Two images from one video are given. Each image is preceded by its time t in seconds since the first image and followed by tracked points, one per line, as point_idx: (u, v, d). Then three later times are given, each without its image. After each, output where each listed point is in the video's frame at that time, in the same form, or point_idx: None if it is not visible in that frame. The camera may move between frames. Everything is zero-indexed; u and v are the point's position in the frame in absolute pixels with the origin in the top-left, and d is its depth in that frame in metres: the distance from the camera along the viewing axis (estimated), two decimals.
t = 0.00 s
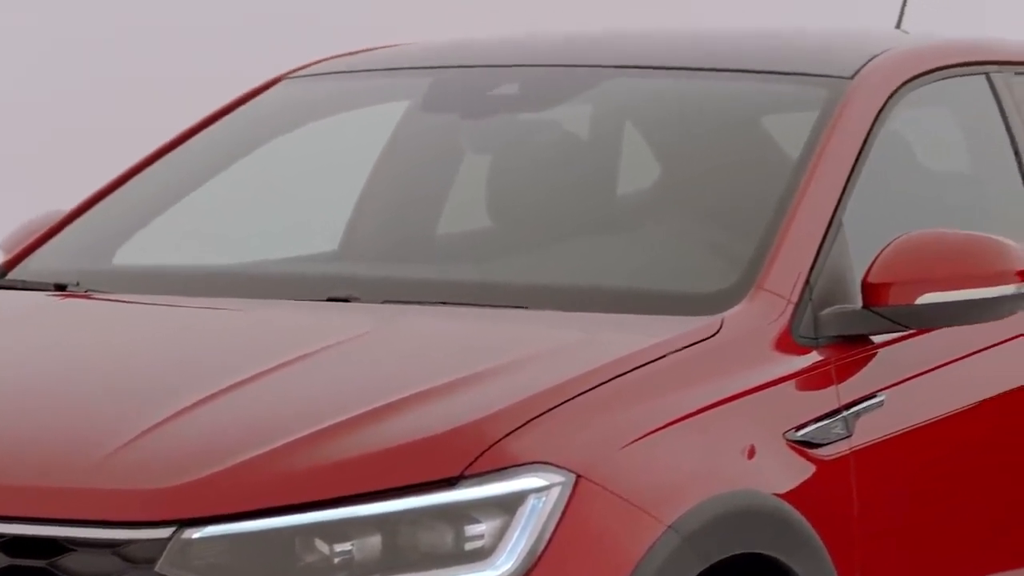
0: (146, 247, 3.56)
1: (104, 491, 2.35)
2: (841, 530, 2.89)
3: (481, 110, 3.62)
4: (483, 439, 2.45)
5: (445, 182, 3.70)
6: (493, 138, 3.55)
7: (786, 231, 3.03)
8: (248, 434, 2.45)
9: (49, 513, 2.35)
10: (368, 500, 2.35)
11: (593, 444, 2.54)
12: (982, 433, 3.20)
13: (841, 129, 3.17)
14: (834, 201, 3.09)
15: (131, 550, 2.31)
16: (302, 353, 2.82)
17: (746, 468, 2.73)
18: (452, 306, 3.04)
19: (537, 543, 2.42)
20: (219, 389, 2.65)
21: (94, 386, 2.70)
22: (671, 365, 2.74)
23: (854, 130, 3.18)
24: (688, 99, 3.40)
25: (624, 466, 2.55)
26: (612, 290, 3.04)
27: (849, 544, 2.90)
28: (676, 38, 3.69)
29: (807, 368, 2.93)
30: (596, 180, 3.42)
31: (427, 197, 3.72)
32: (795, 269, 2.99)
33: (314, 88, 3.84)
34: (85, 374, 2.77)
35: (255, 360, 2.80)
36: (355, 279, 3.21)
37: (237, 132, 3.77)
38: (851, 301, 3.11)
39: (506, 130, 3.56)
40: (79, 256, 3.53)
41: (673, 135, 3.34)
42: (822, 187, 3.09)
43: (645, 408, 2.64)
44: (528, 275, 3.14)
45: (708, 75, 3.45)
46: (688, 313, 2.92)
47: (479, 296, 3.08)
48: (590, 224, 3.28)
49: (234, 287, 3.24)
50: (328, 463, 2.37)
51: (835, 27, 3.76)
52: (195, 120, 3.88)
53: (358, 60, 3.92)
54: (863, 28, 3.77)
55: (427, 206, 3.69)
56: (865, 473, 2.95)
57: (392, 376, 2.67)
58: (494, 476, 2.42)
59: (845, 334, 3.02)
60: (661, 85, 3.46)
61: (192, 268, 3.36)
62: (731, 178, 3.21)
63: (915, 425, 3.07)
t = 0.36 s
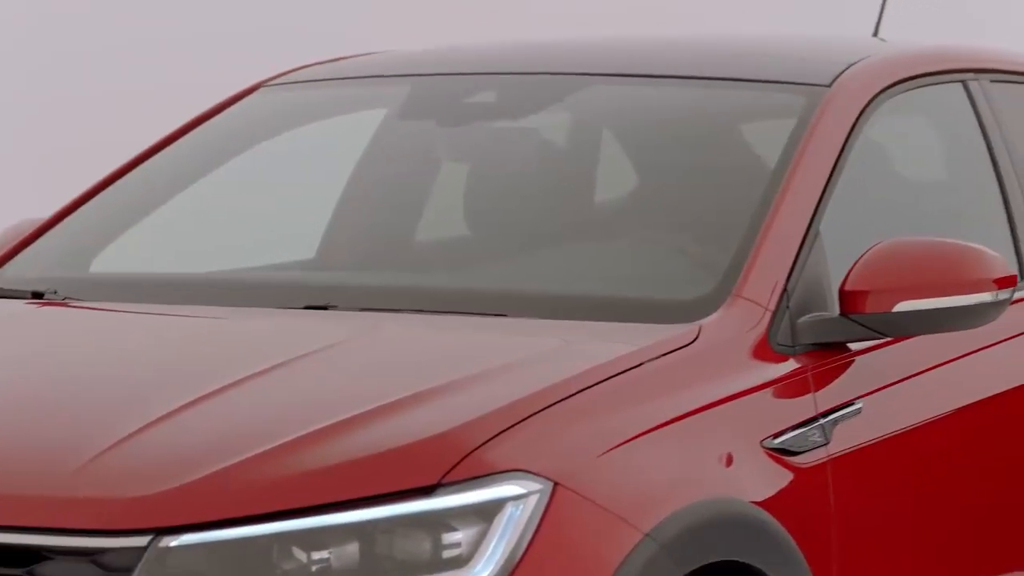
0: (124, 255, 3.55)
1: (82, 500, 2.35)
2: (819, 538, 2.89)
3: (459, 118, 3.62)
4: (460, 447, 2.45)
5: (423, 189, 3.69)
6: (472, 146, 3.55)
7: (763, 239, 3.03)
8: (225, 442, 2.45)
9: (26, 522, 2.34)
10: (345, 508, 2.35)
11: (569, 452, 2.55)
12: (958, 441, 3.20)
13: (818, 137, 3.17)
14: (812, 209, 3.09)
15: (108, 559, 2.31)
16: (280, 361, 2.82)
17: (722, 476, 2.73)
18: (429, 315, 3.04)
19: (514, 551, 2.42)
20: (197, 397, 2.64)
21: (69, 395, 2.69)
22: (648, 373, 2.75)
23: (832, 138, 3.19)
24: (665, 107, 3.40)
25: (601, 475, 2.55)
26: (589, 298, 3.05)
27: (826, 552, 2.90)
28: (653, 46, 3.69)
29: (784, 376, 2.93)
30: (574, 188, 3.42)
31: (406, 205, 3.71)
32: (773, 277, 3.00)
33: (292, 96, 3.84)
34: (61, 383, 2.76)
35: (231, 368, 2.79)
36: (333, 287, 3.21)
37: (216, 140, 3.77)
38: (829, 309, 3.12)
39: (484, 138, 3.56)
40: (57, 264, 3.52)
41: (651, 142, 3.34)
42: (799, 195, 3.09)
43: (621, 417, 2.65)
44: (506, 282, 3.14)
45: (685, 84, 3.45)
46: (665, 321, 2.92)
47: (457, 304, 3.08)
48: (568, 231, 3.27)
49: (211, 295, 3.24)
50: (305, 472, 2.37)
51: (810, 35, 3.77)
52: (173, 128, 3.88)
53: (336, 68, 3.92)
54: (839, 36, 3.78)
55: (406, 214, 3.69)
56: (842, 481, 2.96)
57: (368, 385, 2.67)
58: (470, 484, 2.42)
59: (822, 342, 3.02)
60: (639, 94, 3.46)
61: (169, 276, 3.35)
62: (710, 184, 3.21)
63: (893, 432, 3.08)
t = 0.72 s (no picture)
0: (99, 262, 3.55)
1: (58, 507, 2.35)
2: (795, 544, 2.89)
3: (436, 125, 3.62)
4: (437, 454, 2.44)
5: (400, 196, 3.69)
6: (449, 153, 3.55)
7: (739, 247, 3.04)
8: (202, 448, 2.45)
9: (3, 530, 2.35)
10: (321, 516, 2.35)
11: (546, 459, 2.55)
12: (936, 446, 3.20)
13: (794, 144, 3.18)
14: (788, 216, 3.10)
15: (83, 566, 2.31)
16: (257, 368, 2.82)
17: (699, 482, 2.74)
18: (405, 322, 3.04)
19: (490, 558, 2.42)
20: (174, 404, 2.64)
21: (43, 401, 2.69)
22: (625, 379, 2.75)
23: (807, 145, 3.19)
24: (641, 113, 3.40)
25: (577, 482, 2.56)
26: (566, 304, 3.05)
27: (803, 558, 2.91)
28: (631, 53, 3.69)
29: (760, 383, 2.93)
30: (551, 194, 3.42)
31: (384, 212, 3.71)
32: (749, 284, 3.00)
33: (269, 102, 3.83)
34: (36, 389, 2.76)
35: (206, 374, 2.79)
36: (310, 294, 3.21)
37: (193, 146, 3.76)
38: (805, 316, 3.12)
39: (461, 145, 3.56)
40: (33, 271, 3.52)
41: (627, 148, 3.34)
42: (775, 202, 3.09)
43: (597, 423, 2.65)
44: (483, 289, 3.14)
45: (662, 90, 3.45)
46: (641, 327, 2.92)
47: (434, 311, 3.07)
48: (546, 238, 3.27)
49: (187, 302, 3.23)
50: (281, 479, 2.36)
51: (787, 42, 3.78)
52: (151, 133, 3.88)
53: (313, 74, 3.92)
54: (815, 43, 3.79)
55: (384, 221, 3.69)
56: (818, 487, 2.96)
57: (345, 391, 2.67)
58: (447, 491, 2.42)
59: (799, 349, 3.03)
60: (615, 100, 3.46)
61: (145, 283, 3.35)
62: (686, 191, 3.21)
63: (869, 438, 3.08)
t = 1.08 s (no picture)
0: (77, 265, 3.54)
1: (33, 512, 2.34)
2: (771, 549, 2.89)
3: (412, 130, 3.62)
4: (413, 460, 2.44)
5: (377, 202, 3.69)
6: (426, 158, 3.55)
7: (715, 252, 3.04)
8: (177, 454, 2.44)
9: None
10: (297, 521, 2.34)
11: (523, 465, 2.55)
12: (911, 451, 3.21)
13: (770, 149, 3.18)
14: (765, 220, 3.10)
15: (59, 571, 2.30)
16: (233, 373, 2.81)
17: (674, 487, 2.74)
18: (381, 328, 3.04)
19: (466, 564, 2.41)
20: (150, 410, 2.64)
21: (17, 408, 2.68)
22: (601, 385, 2.75)
23: (783, 150, 3.19)
24: (617, 119, 3.41)
25: (553, 487, 2.56)
26: (542, 309, 3.05)
27: (779, 562, 2.91)
28: (605, 59, 3.69)
29: (736, 388, 2.93)
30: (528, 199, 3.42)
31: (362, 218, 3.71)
32: (725, 290, 3.00)
33: (246, 108, 3.83)
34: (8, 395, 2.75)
35: (181, 380, 2.79)
36: (287, 300, 3.20)
37: (170, 151, 3.76)
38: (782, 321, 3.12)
39: (437, 150, 3.56)
40: (10, 276, 3.51)
41: (604, 153, 3.34)
42: (752, 207, 3.10)
43: (573, 429, 2.65)
44: (461, 294, 3.14)
45: (637, 96, 3.46)
46: (617, 332, 2.93)
47: (410, 316, 3.07)
48: (523, 242, 3.27)
49: (163, 307, 3.23)
50: (256, 485, 2.36)
51: (763, 48, 3.79)
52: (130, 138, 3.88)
53: (292, 79, 3.92)
54: (791, 48, 3.80)
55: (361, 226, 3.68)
56: (795, 492, 2.96)
57: (319, 397, 2.66)
58: (423, 497, 2.42)
59: (775, 354, 3.03)
60: (591, 106, 3.47)
61: (122, 289, 3.34)
62: (663, 196, 3.21)
63: (846, 443, 3.08)
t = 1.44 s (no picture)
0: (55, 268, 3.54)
1: (9, 516, 2.34)
2: (747, 551, 2.90)
3: (390, 134, 3.62)
4: (388, 463, 2.44)
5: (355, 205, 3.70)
6: (403, 161, 3.55)
7: (691, 254, 3.04)
8: (153, 458, 2.45)
9: None
10: (274, 524, 2.34)
11: (498, 468, 2.55)
12: (887, 453, 3.21)
13: (746, 152, 3.18)
14: (740, 223, 3.10)
15: None
16: (208, 377, 2.81)
17: (650, 490, 2.74)
18: (357, 331, 3.03)
19: (442, 567, 2.41)
20: (126, 414, 2.64)
21: None
22: (578, 388, 2.75)
23: (759, 153, 3.20)
24: (594, 122, 3.41)
25: (529, 491, 2.56)
26: (518, 312, 3.05)
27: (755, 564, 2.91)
28: (581, 63, 3.70)
29: (711, 392, 2.94)
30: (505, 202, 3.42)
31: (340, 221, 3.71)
32: (701, 293, 3.00)
33: (224, 110, 3.83)
34: None
35: (155, 384, 2.79)
36: (264, 302, 3.20)
37: (148, 153, 3.76)
38: (758, 324, 3.13)
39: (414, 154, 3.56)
40: None
41: (580, 156, 3.34)
42: (728, 210, 3.10)
43: (549, 433, 2.65)
44: (437, 297, 3.14)
45: (613, 99, 3.46)
46: (593, 335, 2.93)
47: (387, 320, 3.07)
48: (501, 245, 3.27)
49: (140, 310, 3.22)
50: (232, 488, 2.36)
51: (740, 51, 3.79)
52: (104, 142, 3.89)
53: (270, 82, 3.92)
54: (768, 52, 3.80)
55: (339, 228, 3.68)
56: (771, 495, 2.97)
57: (294, 401, 2.66)
58: (398, 500, 2.42)
59: (751, 357, 3.03)
60: (567, 109, 3.47)
61: (100, 292, 3.34)
62: (640, 199, 3.21)
63: (822, 445, 3.09)
